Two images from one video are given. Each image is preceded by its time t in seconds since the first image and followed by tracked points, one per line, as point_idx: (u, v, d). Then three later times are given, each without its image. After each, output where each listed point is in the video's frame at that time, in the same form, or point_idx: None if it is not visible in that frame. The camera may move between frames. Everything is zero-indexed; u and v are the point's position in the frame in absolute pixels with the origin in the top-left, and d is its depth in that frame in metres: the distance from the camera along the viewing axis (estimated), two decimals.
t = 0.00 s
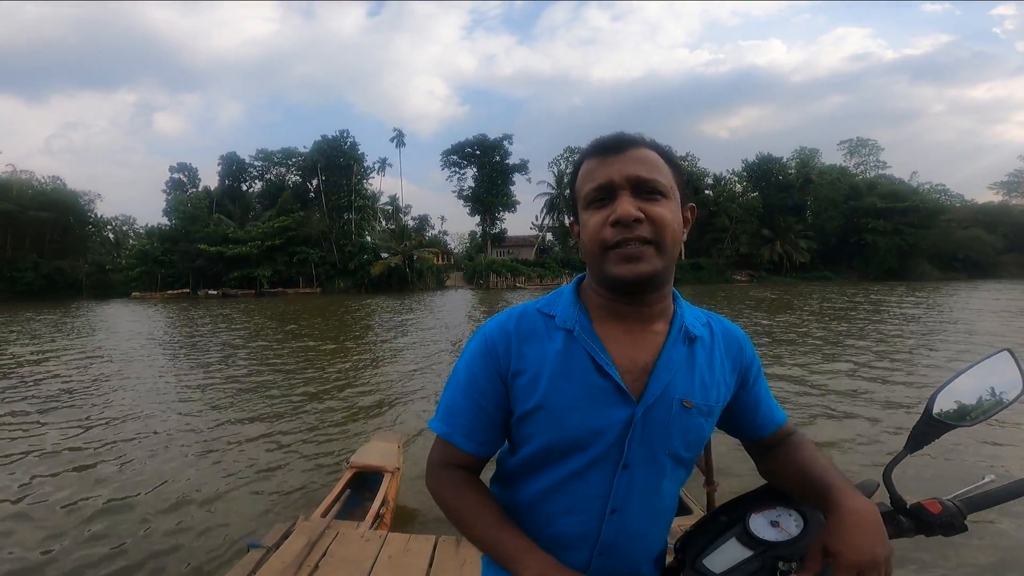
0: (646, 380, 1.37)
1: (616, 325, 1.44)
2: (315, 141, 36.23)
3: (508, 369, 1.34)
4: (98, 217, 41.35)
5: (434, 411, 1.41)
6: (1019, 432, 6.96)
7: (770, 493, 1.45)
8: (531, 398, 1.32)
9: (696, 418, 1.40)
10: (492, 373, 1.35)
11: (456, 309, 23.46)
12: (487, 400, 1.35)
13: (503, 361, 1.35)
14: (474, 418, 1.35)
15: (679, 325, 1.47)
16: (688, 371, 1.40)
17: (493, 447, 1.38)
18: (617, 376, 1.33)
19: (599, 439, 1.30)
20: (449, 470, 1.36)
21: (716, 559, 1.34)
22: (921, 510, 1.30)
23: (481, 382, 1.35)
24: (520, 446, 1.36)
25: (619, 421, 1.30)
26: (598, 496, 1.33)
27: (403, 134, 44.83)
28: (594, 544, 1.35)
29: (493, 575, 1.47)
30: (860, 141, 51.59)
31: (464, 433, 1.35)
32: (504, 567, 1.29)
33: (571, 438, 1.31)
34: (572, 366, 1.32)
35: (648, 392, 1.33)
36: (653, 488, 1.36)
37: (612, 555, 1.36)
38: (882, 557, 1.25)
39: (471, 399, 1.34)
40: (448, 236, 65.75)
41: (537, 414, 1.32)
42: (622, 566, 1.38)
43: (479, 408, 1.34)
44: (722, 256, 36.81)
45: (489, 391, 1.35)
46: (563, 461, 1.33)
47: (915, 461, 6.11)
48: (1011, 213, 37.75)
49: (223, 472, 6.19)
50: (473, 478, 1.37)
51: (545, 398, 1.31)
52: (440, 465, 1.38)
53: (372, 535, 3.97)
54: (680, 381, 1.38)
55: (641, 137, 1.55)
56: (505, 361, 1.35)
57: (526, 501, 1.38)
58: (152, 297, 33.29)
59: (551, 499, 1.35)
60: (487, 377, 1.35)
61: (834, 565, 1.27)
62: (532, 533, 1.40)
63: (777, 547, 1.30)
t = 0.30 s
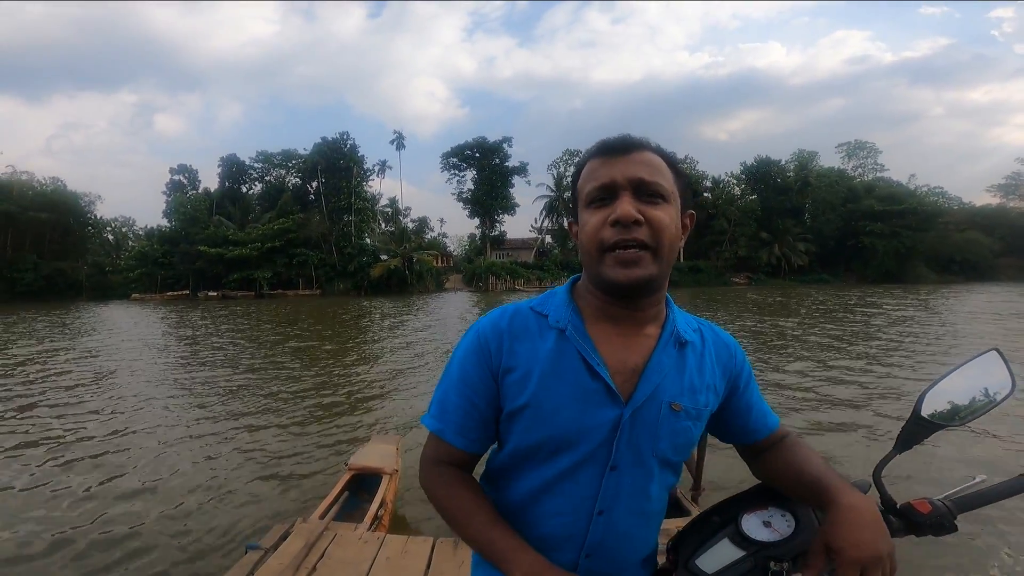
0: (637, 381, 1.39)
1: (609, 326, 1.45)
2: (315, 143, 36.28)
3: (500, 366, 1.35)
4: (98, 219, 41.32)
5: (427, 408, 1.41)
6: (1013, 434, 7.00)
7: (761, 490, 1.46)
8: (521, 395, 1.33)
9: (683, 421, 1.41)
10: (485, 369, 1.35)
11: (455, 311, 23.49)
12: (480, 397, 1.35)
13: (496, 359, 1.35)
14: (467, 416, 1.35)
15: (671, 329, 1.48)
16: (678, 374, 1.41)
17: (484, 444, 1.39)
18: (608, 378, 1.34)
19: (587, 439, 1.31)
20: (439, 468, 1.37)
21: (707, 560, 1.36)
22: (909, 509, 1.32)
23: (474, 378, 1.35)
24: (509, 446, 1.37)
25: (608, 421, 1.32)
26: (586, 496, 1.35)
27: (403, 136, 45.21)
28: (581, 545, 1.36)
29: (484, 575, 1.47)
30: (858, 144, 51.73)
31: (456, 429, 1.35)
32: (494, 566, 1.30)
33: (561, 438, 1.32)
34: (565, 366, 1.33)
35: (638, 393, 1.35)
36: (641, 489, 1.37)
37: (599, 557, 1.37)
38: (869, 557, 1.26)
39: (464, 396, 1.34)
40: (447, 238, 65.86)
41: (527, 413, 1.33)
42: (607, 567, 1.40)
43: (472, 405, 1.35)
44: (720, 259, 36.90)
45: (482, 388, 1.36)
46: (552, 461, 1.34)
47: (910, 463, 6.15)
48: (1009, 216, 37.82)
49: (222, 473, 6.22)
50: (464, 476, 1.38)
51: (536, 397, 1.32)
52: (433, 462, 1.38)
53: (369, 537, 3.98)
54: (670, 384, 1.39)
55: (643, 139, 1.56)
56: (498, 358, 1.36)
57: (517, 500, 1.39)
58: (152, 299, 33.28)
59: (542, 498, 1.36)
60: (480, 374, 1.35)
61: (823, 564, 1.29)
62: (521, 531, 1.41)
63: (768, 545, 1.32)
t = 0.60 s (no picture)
0: (625, 382, 1.39)
1: (598, 325, 1.45)
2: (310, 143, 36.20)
3: (489, 364, 1.35)
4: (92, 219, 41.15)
5: (414, 407, 1.41)
6: (1006, 429, 7.06)
7: (756, 487, 1.47)
8: (510, 394, 1.33)
9: (671, 422, 1.42)
10: (473, 367, 1.36)
11: (451, 310, 23.53)
12: (468, 395, 1.35)
13: (484, 356, 1.36)
14: (456, 415, 1.35)
15: (661, 330, 1.48)
16: (666, 375, 1.42)
17: (471, 444, 1.39)
18: (598, 379, 1.35)
19: (575, 439, 1.32)
20: (427, 467, 1.36)
21: (704, 557, 1.37)
22: (905, 506, 1.34)
23: (462, 376, 1.35)
24: (498, 447, 1.37)
25: (597, 422, 1.32)
26: (574, 497, 1.35)
27: (399, 135, 45.30)
28: (568, 545, 1.38)
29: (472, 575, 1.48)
30: (852, 141, 51.91)
31: (444, 428, 1.35)
32: (485, 564, 1.30)
33: (549, 437, 1.32)
34: (554, 365, 1.34)
35: (626, 393, 1.36)
36: (628, 488, 1.39)
37: (586, 556, 1.39)
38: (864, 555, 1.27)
39: (453, 395, 1.34)
40: (442, 236, 65.86)
41: (515, 412, 1.33)
42: (595, 565, 1.41)
43: (460, 402, 1.35)
44: (715, 256, 37.02)
45: (471, 386, 1.35)
46: (542, 461, 1.34)
47: (904, 458, 6.21)
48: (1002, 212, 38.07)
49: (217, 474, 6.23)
50: (452, 476, 1.38)
51: (524, 397, 1.32)
52: (421, 461, 1.38)
53: (368, 537, 3.99)
54: (658, 386, 1.40)
55: (630, 140, 1.57)
56: (486, 356, 1.36)
57: (505, 499, 1.39)
58: (148, 299, 33.14)
59: (530, 497, 1.37)
60: (469, 371, 1.35)
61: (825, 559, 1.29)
62: (509, 529, 1.42)
63: (764, 543, 1.32)
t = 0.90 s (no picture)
0: (622, 393, 1.40)
1: (597, 335, 1.46)
2: (315, 146, 36.38)
3: (486, 372, 1.36)
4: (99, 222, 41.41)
5: (410, 414, 1.41)
6: (1012, 431, 7.03)
7: (763, 489, 1.47)
8: (507, 405, 1.35)
9: (667, 432, 1.43)
10: (470, 374, 1.37)
11: (455, 312, 23.56)
12: (464, 401, 1.36)
13: (482, 365, 1.37)
14: (453, 423, 1.35)
15: (658, 341, 1.49)
16: (663, 386, 1.43)
17: (468, 451, 1.40)
18: (595, 390, 1.36)
19: (574, 448, 1.33)
20: (424, 473, 1.37)
21: (710, 559, 1.38)
22: (914, 508, 1.35)
23: (461, 384, 1.36)
24: (495, 454, 1.38)
25: (593, 432, 1.34)
26: (568, 506, 1.37)
27: (403, 139, 45.67)
28: (559, 552, 1.39)
29: None
30: (855, 143, 51.84)
31: (439, 437, 1.36)
32: (480, 568, 1.32)
33: (547, 445, 1.33)
34: (552, 376, 1.35)
35: (622, 405, 1.37)
36: (622, 497, 1.40)
37: (579, 563, 1.40)
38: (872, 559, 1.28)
39: (449, 402, 1.35)
40: (445, 239, 65.99)
41: (513, 421, 1.34)
42: (590, 570, 1.42)
43: (456, 410, 1.35)
44: (719, 258, 36.99)
45: (468, 394, 1.36)
46: (538, 470, 1.35)
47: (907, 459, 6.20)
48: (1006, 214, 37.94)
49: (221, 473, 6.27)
50: (449, 482, 1.39)
51: (522, 407, 1.33)
52: (416, 468, 1.38)
53: (373, 538, 4.00)
54: (655, 396, 1.42)
55: (631, 147, 1.58)
56: (483, 366, 1.37)
57: (502, 504, 1.40)
58: (154, 301, 33.31)
59: (526, 505, 1.38)
60: (467, 378, 1.36)
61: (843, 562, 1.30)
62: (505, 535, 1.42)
63: (769, 544, 1.33)
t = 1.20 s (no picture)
0: (630, 392, 1.41)
1: (602, 335, 1.47)
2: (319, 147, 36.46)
3: (495, 374, 1.37)
4: (105, 223, 41.60)
5: (417, 414, 1.43)
6: (1016, 433, 7.00)
7: (767, 488, 1.47)
8: (515, 405, 1.35)
9: (676, 430, 1.44)
10: (478, 375, 1.37)
11: (458, 313, 23.61)
12: (471, 402, 1.37)
13: (490, 366, 1.37)
14: (459, 423, 1.36)
15: (665, 338, 1.49)
16: (671, 385, 1.44)
17: (476, 450, 1.41)
18: (603, 389, 1.37)
19: (582, 447, 1.34)
20: (432, 473, 1.38)
21: (711, 557, 1.39)
22: (914, 507, 1.35)
23: (468, 386, 1.36)
24: (505, 455, 1.39)
25: (602, 431, 1.34)
26: (577, 504, 1.37)
27: (407, 140, 45.87)
28: (569, 551, 1.40)
29: None
30: (859, 145, 51.64)
31: (447, 435, 1.37)
32: (490, 568, 1.33)
33: (555, 446, 1.34)
34: (561, 376, 1.36)
35: (630, 404, 1.37)
36: (630, 495, 1.41)
37: (588, 560, 1.41)
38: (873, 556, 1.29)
39: (455, 402, 1.36)
40: (449, 240, 66.12)
41: (520, 422, 1.35)
42: (597, 568, 1.43)
43: (464, 411, 1.36)
44: (722, 260, 36.95)
45: (475, 395, 1.37)
46: (547, 468, 1.37)
47: (908, 460, 6.20)
48: (1011, 215, 37.79)
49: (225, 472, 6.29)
50: (457, 481, 1.40)
51: (531, 408, 1.34)
52: (423, 467, 1.40)
53: (374, 537, 4.01)
54: (663, 394, 1.42)
55: (628, 146, 1.58)
56: (490, 366, 1.38)
57: (508, 504, 1.42)
58: (159, 302, 33.46)
59: (534, 504, 1.39)
60: (474, 380, 1.37)
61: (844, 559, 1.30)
62: (515, 532, 1.43)
63: (770, 543, 1.34)
